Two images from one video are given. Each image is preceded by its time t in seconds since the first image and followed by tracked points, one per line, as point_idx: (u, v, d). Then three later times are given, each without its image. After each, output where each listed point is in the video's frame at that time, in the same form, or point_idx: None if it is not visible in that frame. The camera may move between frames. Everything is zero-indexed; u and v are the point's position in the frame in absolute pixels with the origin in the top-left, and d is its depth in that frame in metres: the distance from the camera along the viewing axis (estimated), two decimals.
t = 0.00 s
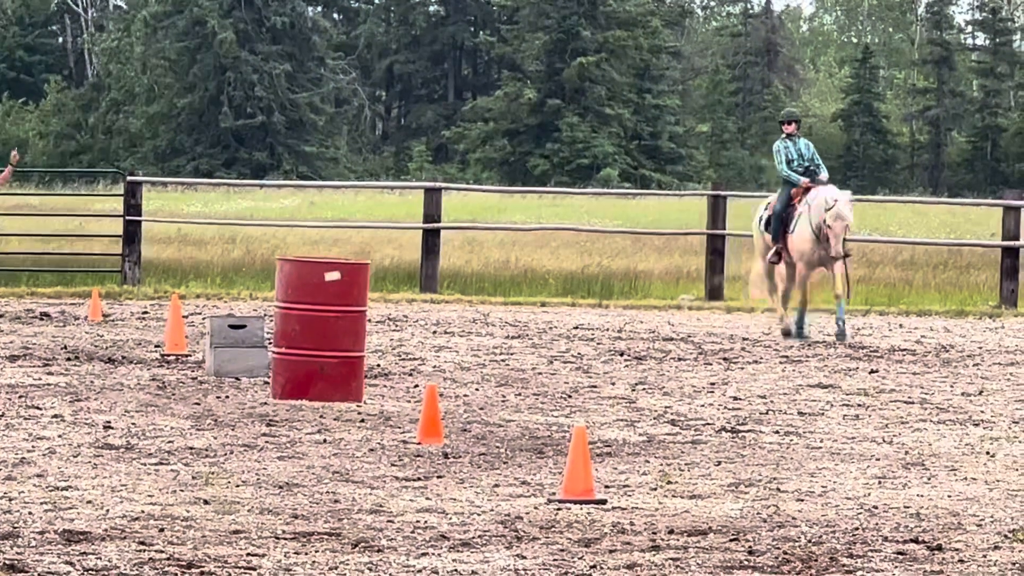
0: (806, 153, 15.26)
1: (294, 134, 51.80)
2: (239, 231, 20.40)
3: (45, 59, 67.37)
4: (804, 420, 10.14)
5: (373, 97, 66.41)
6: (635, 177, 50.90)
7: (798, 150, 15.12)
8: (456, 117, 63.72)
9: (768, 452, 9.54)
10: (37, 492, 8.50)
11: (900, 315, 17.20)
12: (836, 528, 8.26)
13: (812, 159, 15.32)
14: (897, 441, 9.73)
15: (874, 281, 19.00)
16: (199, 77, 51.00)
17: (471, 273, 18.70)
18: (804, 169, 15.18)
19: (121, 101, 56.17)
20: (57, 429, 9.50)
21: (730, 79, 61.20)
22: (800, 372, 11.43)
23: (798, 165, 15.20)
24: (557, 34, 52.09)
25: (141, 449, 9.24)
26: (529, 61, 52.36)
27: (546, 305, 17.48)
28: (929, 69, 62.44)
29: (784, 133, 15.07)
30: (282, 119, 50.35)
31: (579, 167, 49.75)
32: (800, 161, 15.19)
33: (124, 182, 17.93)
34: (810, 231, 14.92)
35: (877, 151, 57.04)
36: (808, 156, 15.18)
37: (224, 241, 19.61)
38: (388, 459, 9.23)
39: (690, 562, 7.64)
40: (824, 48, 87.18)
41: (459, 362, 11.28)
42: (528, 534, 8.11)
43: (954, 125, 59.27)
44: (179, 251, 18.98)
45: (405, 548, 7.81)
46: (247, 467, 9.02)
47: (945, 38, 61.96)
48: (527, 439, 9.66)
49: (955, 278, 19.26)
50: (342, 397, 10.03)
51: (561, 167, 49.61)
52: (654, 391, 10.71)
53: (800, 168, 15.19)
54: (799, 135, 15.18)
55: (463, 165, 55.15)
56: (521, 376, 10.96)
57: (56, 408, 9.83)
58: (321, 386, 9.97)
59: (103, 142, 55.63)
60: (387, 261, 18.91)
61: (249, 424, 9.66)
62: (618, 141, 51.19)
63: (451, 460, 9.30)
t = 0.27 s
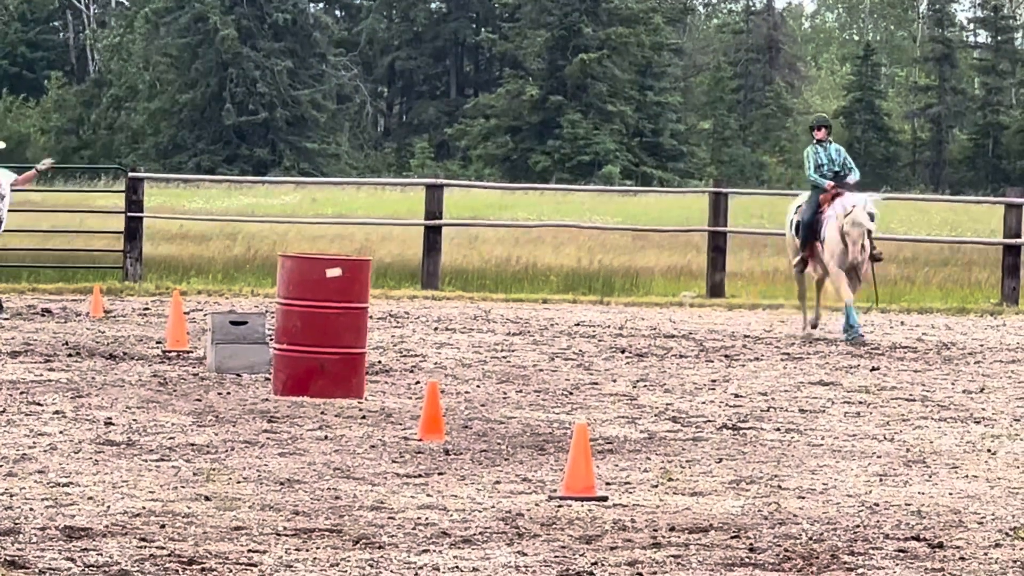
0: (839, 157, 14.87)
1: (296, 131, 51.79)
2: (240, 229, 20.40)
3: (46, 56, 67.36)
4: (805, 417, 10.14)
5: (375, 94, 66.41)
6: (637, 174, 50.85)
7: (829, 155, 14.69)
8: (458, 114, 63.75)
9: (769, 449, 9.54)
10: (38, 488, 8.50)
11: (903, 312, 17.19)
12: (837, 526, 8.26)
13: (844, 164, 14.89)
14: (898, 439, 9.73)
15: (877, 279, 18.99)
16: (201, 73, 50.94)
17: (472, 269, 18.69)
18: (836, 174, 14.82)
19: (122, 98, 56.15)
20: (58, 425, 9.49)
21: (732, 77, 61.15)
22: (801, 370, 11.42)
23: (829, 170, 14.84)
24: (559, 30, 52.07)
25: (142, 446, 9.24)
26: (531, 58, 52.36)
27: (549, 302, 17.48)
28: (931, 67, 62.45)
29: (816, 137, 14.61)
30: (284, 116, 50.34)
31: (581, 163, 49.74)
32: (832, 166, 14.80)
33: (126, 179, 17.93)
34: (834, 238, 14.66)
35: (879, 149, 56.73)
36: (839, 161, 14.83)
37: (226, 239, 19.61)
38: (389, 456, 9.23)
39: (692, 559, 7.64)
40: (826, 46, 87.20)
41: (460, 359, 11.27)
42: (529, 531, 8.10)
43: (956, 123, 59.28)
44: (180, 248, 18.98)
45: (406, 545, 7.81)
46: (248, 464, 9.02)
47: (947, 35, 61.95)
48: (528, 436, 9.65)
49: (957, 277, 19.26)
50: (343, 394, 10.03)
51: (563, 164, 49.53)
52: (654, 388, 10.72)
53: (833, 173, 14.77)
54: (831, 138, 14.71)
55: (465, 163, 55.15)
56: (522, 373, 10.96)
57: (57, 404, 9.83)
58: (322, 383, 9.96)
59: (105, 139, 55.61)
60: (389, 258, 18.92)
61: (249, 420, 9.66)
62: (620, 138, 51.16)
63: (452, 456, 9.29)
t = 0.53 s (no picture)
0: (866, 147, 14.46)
1: (299, 128, 51.77)
2: (241, 226, 20.38)
3: (49, 52, 67.31)
4: (808, 414, 10.14)
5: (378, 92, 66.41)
6: (641, 171, 50.82)
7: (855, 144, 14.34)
8: (462, 111, 63.79)
9: (772, 446, 9.54)
10: (40, 484, 8.50)
11: (906, 310, 17.18)
12: (839, 522, 8.26)
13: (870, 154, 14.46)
14: (901, 436, 9.73)
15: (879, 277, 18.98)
16: (204, 70, 50.89)
17: (475, 266, 18.68)
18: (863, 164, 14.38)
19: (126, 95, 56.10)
20: (61, 421, 9.49)
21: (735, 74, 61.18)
22: (804, 367, 11.43)
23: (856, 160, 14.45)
24: (563, 27, 52.06)
25: (145, 442, 9.24)
26: (535, 55, 52.34)
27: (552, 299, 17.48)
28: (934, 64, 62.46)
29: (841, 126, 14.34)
30: (287, 112, 50.32)
31: (585, 160, 49.72)
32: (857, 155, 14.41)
33: (128, 175, 17.92)
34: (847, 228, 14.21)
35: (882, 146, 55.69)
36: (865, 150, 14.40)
37: (227, 235, 19.60)
38: (391, 452, 9.23)
39: (694, 556, 7.64)
40: (829, 43, 87.20)
41: (463, 356, 11.27)
42: (531, 528, 8.11)
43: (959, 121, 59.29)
44: (181, 245, 18.97)
45: (408, 541, 7.81)
46: (251, 460, 9.02)
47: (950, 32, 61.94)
48: (530, 433, 9.65)
49: (960, 275, 19.26)
50: (346, 390, 10.04)
51: (566, 161, 49.50)
52: (657, 385, 10.73)
53: (856, 162, 14.33)
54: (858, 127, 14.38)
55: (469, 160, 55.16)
56: (526, 370, 10.97)
57: (60, 400, 9.83)
58: (325, 379, 9.97)
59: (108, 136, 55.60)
60: (392, 255, 18.92)
61: (252, 416, 9.66)
62: (623, 135, 51.13)
63: (454, 453, 9.29)
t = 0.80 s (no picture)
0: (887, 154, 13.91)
1: (302, 124, 51.75)
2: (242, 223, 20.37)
3: (53, 48, 67.32)
4: (811, 410, 10.15)
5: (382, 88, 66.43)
6: (644, 167, 50.82)
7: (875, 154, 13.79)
8: (465, 107, 63.85)
9: (776, 442, 9.55)
10: (44, 480, 8.50)
11: (909, 306, 17.19)
12: (843, 519, 8.27)
13: (892, 163, 13.91)
14: (904, 432, 9.74)
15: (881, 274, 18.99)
16: (208, 66, 50.83)
17: (479, 263, 18.67)
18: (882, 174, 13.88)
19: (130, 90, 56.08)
20: (64, 417, 9.49)
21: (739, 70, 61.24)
22: (808, 362, 11.45)
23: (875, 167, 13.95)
24: (567, 24, 52.03)
25: (148, 438, 9.24)
26: (539, 51, 52.31)
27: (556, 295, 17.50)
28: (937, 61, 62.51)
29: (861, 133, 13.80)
30: (291, 108, 50.30)
31: (589, 157, 49.73)
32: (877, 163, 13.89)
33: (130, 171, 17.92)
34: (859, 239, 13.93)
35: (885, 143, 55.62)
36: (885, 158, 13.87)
37: (229, 232, 19.59)
38: (395, 448, 9.23)
39: (697, 552, 7.65)
40: (832, 39, 87.25)
41: (467, 352, 11.28)
42: (535, 524, 8.11)
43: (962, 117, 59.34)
44: (182, 241, 18.96)
45: (412, 537, 7.81)
46: (254, 456, 9.02)
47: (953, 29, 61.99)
48: (534, 428, 9.66)
49: (963, 272, 19.28)
50: (349, 385, 10.04)
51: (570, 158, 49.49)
52: (660, 380, 10.75)
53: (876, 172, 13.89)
54: (880, 136, 13.80)
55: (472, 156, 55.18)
56: (529, 365, 10.98)
57: (64, 396, 9.83)
58: (328, 375, 9.97)
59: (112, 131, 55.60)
60: (396, 250, 18.94)
61: (255, 412, 9.66)
62: (626, 132, 51.13)
63: (458, 449, 9.30)
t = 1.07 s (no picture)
0: (895, 144, 13.96)
1: (307, 120, 51.73)
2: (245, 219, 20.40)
3: (57, 44, 67.30)
4: (816, 407, 10.15)
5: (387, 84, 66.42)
6: (649, 164, 50.79)
7: (880, 143, 13.86)
8: (470, 104, 63.85)
9: (781, 439, 9.55)
10: (49, 477, 8.50)
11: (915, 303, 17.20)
12: (847, 516, 8.27)
13: (900, 151, 13.96)
14: (909, 430, 9.74)
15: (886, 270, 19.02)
16: (213, 62, 50.78)
17: (484, 259, 18.69)
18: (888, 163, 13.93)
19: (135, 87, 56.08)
20: (69, 414, 9.50)
21: (744, 67, 61.20)
22: (812, 360, 11.45)
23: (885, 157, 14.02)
24: (572, 20, 52.01)
25: (154, 434, 9.24)
26: (544, 48, 52.25)
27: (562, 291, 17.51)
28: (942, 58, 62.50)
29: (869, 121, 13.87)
30: (296, 105, 50.27)
31: (594, 154, 49.72)
32: (884, 152, 13.95)
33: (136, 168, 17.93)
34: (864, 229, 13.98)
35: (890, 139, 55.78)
36: (892, 147, 13.92)
37: (233, 228, 19.59)
38: (400, 445, 9.23)
39: (702, 550, 7.65)
40: (837, 37, 87.21)
41: (472, 349, 11.27)
42: (540, 521, 8.11)
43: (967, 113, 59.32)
44: (187, 237, 18.98)
45: (417, 534, 7.81)
46: (259, 453, 9.02)
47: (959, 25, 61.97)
48: (540, 426, 9.65)
49: (968, 268, 19.30)
50: (355, 382, 10.03)
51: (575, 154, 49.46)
52: (666, 377, 10.75)
53: (882, 161, 13.95)
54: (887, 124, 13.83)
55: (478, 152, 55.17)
56: (534, 362, 10.98)
57: (69, 393, 9.83)
58: (334, 372, 9.96)
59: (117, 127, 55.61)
60: (401, 247, 18.97)
61: (261, 409, 9.66)
62: (631, 129, 51.11)
63: (464, 447, 9.29)
